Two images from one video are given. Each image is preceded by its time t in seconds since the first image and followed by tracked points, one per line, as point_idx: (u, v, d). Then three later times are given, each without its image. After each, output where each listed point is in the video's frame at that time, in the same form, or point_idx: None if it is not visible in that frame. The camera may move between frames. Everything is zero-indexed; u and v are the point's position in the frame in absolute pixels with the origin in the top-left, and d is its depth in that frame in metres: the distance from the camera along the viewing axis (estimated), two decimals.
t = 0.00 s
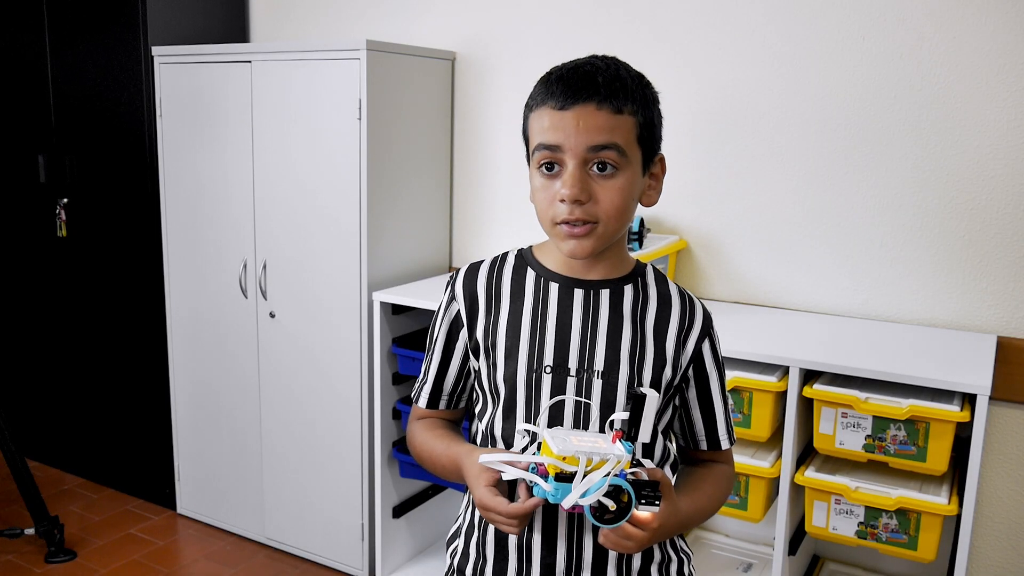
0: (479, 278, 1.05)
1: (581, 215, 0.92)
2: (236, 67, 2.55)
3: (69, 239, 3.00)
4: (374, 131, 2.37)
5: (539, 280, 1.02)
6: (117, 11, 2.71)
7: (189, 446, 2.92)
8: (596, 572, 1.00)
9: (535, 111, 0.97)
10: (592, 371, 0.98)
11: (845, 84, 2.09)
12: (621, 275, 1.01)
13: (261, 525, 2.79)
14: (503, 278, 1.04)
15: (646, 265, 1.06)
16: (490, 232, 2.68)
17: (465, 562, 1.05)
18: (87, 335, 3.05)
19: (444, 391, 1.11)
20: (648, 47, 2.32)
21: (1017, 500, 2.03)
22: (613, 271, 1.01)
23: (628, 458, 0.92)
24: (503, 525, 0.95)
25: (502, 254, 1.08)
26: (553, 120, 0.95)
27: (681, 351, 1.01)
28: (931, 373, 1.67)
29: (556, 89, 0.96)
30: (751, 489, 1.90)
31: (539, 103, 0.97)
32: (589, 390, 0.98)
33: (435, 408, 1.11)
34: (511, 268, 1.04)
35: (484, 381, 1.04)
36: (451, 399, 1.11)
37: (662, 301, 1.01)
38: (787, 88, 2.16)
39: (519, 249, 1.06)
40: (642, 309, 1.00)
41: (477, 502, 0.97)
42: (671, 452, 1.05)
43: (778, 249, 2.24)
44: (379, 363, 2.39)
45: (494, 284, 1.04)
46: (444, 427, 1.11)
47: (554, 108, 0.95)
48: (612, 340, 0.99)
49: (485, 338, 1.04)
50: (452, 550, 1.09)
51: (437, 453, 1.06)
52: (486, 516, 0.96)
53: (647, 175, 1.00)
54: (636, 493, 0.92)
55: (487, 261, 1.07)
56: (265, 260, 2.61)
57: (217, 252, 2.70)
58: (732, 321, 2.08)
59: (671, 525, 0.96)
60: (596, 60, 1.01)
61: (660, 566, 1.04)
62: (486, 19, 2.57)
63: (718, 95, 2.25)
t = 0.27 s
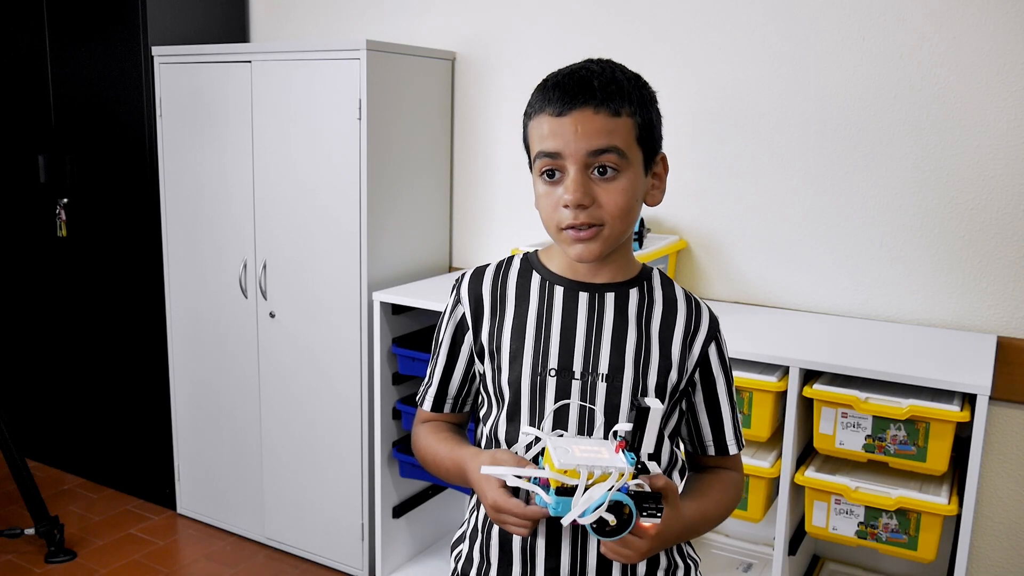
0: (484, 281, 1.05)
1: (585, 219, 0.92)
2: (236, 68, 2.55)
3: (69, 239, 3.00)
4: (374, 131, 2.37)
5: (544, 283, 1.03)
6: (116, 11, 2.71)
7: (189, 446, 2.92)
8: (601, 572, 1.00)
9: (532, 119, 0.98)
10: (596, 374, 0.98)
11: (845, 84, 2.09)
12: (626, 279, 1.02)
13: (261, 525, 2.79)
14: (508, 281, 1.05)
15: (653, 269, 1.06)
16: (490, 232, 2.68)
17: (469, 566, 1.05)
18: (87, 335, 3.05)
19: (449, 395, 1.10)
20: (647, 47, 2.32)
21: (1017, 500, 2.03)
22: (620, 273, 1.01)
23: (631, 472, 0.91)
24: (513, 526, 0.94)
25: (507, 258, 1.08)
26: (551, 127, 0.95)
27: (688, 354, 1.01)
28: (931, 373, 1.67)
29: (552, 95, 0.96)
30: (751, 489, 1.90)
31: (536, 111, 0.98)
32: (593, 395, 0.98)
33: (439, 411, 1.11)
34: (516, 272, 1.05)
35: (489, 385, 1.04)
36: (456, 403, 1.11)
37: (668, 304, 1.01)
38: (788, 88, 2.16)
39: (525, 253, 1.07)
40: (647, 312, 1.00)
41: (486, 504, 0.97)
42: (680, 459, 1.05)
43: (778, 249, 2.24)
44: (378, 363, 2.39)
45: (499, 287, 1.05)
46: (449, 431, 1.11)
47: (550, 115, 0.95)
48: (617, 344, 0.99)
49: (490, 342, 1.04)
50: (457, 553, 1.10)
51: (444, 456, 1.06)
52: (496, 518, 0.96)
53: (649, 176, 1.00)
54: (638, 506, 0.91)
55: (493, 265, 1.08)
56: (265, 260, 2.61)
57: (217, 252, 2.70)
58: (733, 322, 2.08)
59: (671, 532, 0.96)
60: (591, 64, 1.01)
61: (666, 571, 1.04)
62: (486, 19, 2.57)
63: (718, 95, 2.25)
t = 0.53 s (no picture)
0: (487, 284, 1.05)
1: (584, 219, 0.92)
2: (236, 67, 2.55)
3: (69, 239, 3.00)
4: (374, 131, 2.37)
5: (548, 286, 1.03)
6: (116, 10, 2.71)
7: (189, 446, 2.92)
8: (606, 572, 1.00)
9: (529, 123, 0.98)
10: (600, 378, 0.98)
11: (845, 84, 2.09)
12: (630, 281, 1.01)
13: (261, 525, 2.79)
14: (511, 284, 1.05)
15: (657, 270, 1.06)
16: (490, 232, 2.68)
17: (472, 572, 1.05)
18: (87, 335, 3.05)
19: (452, 398, 1.09)
20: (647, 47, 2.32)
21: (1017, 500, 2.03)
22: (625, 274, 1.01)
23: (632, 473, 0.90)
24: (518, 531, 0.94)
25: (510, 260, 1.08)
26: (546, 129, 0.95)
27: (692, 357, 1.00)
28: (931, 373, 1.67)
29: (547, 98, 0.97)
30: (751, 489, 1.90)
31: (532, 114, 0.98)
32: (597, 397, 0.98)
33: (441, 415, 1.10)
34: (519, 275, 1.05)
35: (493, 388, 1.04)
36: (460, 406, 1.10)
37: (672, 306, 1.01)
38: (787, 88, 2.16)
39: (528, 256, 1.07)
40: (651, 314, 1.00)
41: (491, 509, 0.96)
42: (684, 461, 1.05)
43: (778, 249, 2.24)
44: (378, 363, 2.39)
45: (502, 290, 1.04)
46: (453, 434, 1.10)
47: (545, 118, 0.96)
48: (620, 346, 0.99)
49: (493, 345, 1.04)
50: (460, 557, 1.10)
51: (447, 461, 1.06)
52: (501, 523, 0.95)
53: (650, 174, 1.00)
54: (641, 508, 0.90)
55: (495, 267, 1.08)
56: (265, 259, 2.61)
57: (217, 252, 2.70)
58: (732, 322, 2.08)
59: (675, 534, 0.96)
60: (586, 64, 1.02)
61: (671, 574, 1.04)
62: (486, 19, 2.57)
63: (718, 95, 2.25)
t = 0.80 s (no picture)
0: (489, 281, 1.06)
1: (575, 216, 0.92)
2: (236, 68, 2.55)
3: (69, 239, 3.00)
4: (374, 131, 2.37)
5: (550, 283, 1.02)
6: (116, 10, 2.71)
7: (189, 446, 2.92)
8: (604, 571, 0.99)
9: (521, 122, 0.99)
10: (601, 376, 0.98)
11: (845, 84, 2.09)
12: (631, 278, 1.01)
13: (261, 525, 2.79)
14: (513, 281, 1.05)
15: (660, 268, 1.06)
16: (489, 232, 2.68)
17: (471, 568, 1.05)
18: (87, 335, 3.05)
19: (454, 395, 1.10)
20: (647, 47, 2.32)
21: (1017, 500, 2.03)
22: (627, 270, 1.01)
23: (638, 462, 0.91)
24: (512, 523, 0.94)
25: (513, 256, 1.08)
26: (536, 128, 0.96)
27: (694, 356, 1.00)
28: (931, 373, 1.67)
29: (536, 96, 0.97)
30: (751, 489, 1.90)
31: (523, 113, 0.99)
32: (598, 393, 0.98)
33: (444, 412, 1.11)
34: (521, 271, 1.05)
35: (493, 385, 1.04)
36: (461, 404, 1.11)
37: (675, 305, 1.01)
38: (788, 88, 2.16)
39: (531, 251, 1.07)
40: (654, 313, 1.00)
41: (486, 501, 0.97)
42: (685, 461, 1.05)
43: (778, 249, 2.24)
44: (378, 363, 2.39)
45: (504, 287, 1.05)
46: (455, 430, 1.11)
47: (534, 116, 0.96)
48: (622, 346, 0.99)
49: (494, 342, 1.04)
50: (459, 555, 1.10)
51: (446, 454, 1.06)
52: (495, 516, 0.95)
53: (647, 166, 0.99)
54: (645, 498, 0.91)
55: (499, 264, 1.08)
56: (265, 260, 2.61)
57: (217, 252, 2.70)
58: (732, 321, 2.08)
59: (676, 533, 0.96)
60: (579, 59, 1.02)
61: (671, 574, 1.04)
62: (486, 19, 2.57)
63: (718, 95, 2.25)
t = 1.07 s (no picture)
0: (490, 277, 1.07)
1: (563, 217, 0.92)
2: (236, 68, 2.55)
3: (69, 239, 3.00)
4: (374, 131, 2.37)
5: (548, 279, 1.03)
6: (116, 11, 2.71)
7: (189, 446, 2.92)
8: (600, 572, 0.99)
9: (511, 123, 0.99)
10: (599, 370, 0.98)
11: (845, 84, 2.09)
12: (630, 273, 1.01)
13: (261, 525, 2.79)
14: (513, 277, 1.05)
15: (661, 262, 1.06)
16: (489, 232, 2.68)
17: (468, 562, 1.06)
18: (87, 335, 3.05)
19: (458, 392, 1.11)
20: (647, 47, 2.32)
21: (1018, 500, 2.03)
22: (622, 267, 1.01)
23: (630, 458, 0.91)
24: (487, 515, 0.95)
25: (515, 253, 1.09)
26: (523, 130, 0.96)
27: (695, 350, 0.99)
28: (931, 373, 1.67)
29: (524, 98, 0.98)
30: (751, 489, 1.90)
31: (513, 114, 0.99)
32: (595, 389, 0.98)
33: (449, 408, 1.12)
34: (521, 267, 1.06)
35: (493, 380, 1.05)
36: (466, 400, 1.12)
37: (675, 298, 1.00)
38: (788, 87, 2.16)
39: (532, 248, 1.07)
40: (653, 306, 1.00)
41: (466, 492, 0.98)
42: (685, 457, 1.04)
43: (778, 249, 2.24)
44: (378, 363, 2.39)
45: (503, 283, 1.05)
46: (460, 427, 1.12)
47: (522, 117, 0.97)
48: (620, 340, 0.99)
49: (493, 336, 1.05)
50: (457, 550, 1.10)
51: (444, 446, 1.07)
52: (472, 506, 0.97)
53: (639, 165, 0.99)
54: (638, 494, 0.91)
55: (500, 261, 1.09)
56: (265, 260, 2.61)
57: (217, 252, 2.70)
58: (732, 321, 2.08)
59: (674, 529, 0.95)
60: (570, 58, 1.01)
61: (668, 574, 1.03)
62: (486, 19, 2.57)
63: (718, 95, 2.25)
